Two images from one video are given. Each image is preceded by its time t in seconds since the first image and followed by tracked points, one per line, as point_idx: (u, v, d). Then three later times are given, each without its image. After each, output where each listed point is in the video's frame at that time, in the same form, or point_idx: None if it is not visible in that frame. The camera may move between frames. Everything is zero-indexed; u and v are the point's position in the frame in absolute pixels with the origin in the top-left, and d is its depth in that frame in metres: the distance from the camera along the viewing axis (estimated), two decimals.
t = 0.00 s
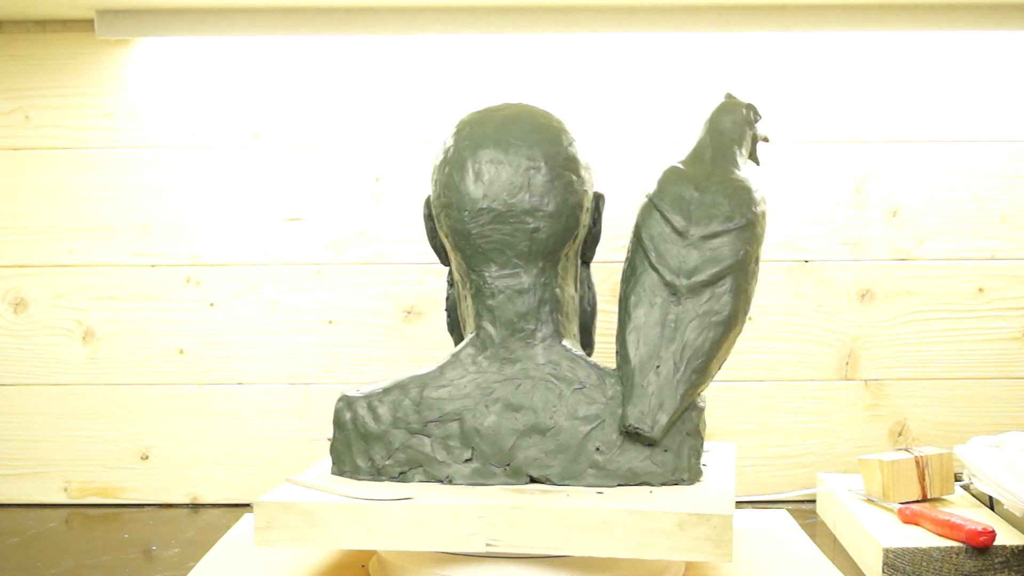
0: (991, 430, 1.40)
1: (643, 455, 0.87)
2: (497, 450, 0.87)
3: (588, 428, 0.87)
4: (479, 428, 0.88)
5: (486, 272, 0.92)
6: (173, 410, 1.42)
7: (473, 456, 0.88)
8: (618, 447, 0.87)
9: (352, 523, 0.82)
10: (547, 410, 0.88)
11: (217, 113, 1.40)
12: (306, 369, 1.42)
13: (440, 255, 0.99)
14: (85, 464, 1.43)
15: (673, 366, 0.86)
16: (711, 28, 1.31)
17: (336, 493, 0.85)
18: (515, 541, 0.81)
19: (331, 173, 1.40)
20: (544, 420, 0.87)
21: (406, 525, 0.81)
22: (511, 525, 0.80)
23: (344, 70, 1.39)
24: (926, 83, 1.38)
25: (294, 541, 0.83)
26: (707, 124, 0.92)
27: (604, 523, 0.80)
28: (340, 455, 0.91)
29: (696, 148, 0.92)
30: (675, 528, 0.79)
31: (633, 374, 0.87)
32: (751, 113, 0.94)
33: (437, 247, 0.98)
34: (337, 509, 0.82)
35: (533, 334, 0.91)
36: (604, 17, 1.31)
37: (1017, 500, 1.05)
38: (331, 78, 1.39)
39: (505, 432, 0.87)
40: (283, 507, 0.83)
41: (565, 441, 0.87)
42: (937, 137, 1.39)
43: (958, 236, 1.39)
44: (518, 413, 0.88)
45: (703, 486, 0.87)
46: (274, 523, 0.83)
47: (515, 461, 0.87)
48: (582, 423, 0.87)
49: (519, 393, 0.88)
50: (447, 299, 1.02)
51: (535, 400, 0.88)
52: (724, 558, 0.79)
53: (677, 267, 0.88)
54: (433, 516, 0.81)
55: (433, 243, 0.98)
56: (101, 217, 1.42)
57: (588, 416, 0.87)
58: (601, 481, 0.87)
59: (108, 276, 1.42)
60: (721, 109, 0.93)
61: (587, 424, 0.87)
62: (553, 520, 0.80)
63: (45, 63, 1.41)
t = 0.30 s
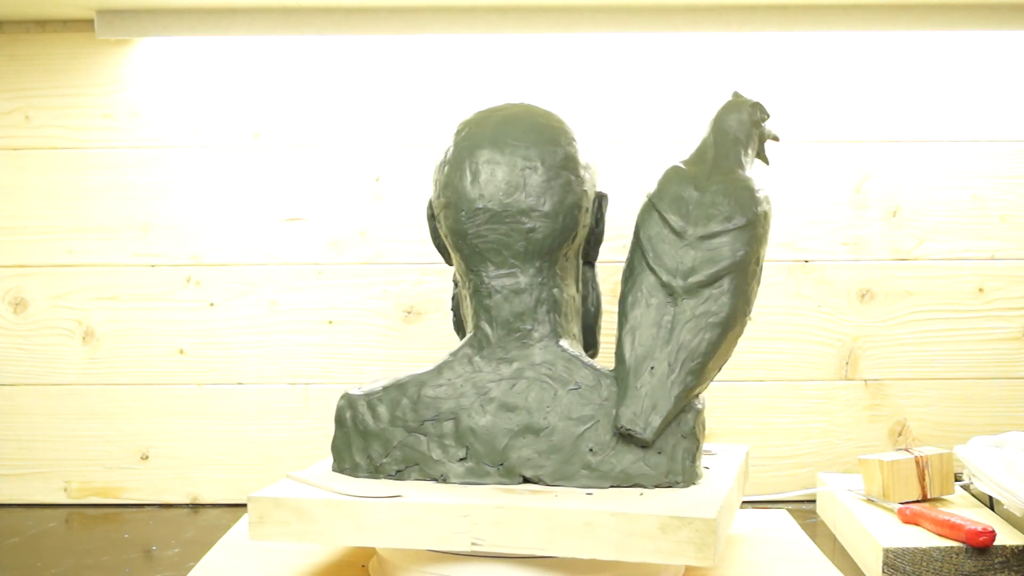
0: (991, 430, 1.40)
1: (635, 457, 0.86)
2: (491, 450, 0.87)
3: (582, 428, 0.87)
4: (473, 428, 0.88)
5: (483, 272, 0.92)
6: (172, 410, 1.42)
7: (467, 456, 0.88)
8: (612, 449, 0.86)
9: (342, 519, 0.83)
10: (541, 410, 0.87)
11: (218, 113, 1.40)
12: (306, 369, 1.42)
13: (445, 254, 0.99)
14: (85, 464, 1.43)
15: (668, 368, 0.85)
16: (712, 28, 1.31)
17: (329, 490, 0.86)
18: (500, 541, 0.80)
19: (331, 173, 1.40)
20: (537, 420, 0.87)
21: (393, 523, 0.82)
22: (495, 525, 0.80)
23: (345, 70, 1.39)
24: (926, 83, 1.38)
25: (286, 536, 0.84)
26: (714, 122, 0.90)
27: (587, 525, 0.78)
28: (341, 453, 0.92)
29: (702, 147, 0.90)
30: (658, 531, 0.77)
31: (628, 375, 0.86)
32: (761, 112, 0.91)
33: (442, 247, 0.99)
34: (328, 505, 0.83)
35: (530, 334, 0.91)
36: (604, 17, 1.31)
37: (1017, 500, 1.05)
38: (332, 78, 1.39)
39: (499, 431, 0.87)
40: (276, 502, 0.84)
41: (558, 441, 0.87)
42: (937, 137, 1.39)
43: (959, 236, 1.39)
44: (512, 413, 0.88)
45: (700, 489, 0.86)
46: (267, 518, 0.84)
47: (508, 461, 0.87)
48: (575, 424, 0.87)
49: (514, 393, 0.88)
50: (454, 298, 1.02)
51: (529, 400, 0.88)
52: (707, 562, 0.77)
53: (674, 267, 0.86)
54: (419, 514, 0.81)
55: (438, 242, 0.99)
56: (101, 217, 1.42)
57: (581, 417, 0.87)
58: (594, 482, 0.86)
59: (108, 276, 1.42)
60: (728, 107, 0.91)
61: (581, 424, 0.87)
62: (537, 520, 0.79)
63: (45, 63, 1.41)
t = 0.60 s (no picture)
0: (991, 430, 1.40)
1: (628, 458, 0.85)
2: (484, 450, 0.87)
3: (575, 429, 0.86)
4: (468, 427, 0.88)
5: (480, 272, 0.92)
6: (172, 410, 1.42)
7: (462, 455, 0.88)
8: (604, 450, 0.85)
9: (334, 516, 0.83)
10: (535, 410, 0.87)
11: (218, 113, 1.40)
12: (306, 369, 1.42)
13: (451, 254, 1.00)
14: (85, 464, 1.43)
15: (661, 369, 0.84)
16: (712, 28, 1.31)
17: (325, 487, 0.86)
18: (485, 540, 0.80)
19: (331, 173, 1.40)
20: (531, 420, 0.87)
21: (382, 520, 0.82)
22: (480, 524, 0.80)
23: (345, 70, 1.39)
24: (926, 83, 1.38)
25: (279, 531, 0.85)
26: (718, 122, 0.88)
27: (570, 526, 0.78)
28: (342, 450, 0.93)
29: (705, 147, 0.89)
30: (640, 533, 0.76)
31: (621, 377, 0.85)
32: (768, 112, 0.89)
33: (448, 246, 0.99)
34: (320, 501, 0.84)
35: (526, 334, 0.91)
36: (604, 17, 1.31)
37: (1017, 500, 1.05)
38: (332, 78, 1.39)
39: (494, 431, 0.87)
40: (269, 498, 0.84)
41: (552, 441, 0.86)
42: (937, 137, 1.39)
43: (958, 236, 1.39)
44: (507, 414, 0.88)
45: (698, 490, 0.85)
46: (261, 513, 0.85)
47: (502, 461, 0.87)
48: (569, 425, 0.86)
49: (509, 393, 0.88)
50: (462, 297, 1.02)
51: (524, 400, 0.88)
52: (690, 566, 0.75)
53: (670, 267, 0.85)
54: (407, 512, 0.81)
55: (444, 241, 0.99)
56: (100, 217, 1.42)
57: (576, 418, 0.86)
58: (586, 483, 0.85)
59: (109, 276, 1.42)
60: (733, 106, 0.89)
61: (574, 425, 0.86)
62: (521, 520, 0.79)
63: (45, 63, 1.41)
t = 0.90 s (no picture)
0: (991, 431, 1.40)
1: (619, 460, 0.85)
2: (479, 449, 0.88)
3: (568, 430, 0.86)
4: (463, 426, 0.89)
5: (477, 272, 0.92)
6: (172, 410, 1.42)
7: (457, 454, 0.89)
8: (597, 451, 0.85)
9: (327, 512, 0.84)
10: (529, 410, 0.88)
11: (217, 113, 1.40)
12: (306, 369, 1.42)
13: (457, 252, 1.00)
14: (85, 464, 1.43)
15: (653, 370, 0.83)
16: (712, 28, 1.31)
17: (322, 484, 0.88)
18: (470, 540, 0.80)
19: (331, 173, 1.40)
20: (525, 420, 0.87)
21: (372, 517, 0.83)
22: (466, 524, 0.80)
23: (346, 70, 1.39)
24: (926, 83, 1.38)
25: (276, 527, 0.86)
26: (722, 121, 0.87)
27: (552, 527, 0.78)
28: (345, 447, 0.94)
29: (708, 147, 0.88)
30: (621, 535, 0.75)
31: (614, 378, 0.85)
32: (775, 110, 0.88)
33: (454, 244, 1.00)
34: (314, 497, 0.85)
35: (523, 334, 0.91)
36: (604, 17, 1.31)
37: (1017, 500, 1.05)
38: (331, 78, 1.39)
39: (489, 431, 0.88)
40: (266, 493, 0.86)
41: (545, 441, 0.86)
42: (937, 137, 1.39)
43: (958, 236, 1.39)
44: (502, 414, 0.88)
45: (691, 493, 0.84)
46: (258, 508, 0.86)
47: (496, 460, 0.87)
48: (562, 425, 0.86)
49: (503, 393, 0.89)
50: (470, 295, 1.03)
51: (519, 400, 0.88)
52: (670, 570, 0.74)
53: (664, 268, 0.85)
54: (396, 510, 0.82)
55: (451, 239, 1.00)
56: (100, 217, 1.42)
57: (568, 418, 0.86)
58: (578, 484, 0.85)
59: (109, 276, 1.42)
60: (736, 104, 0.88)
61: (567, 426, 0.86)
62: (505, 520, 0.79)
63: (45, 63, 1.41)
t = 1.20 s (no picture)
0: (991, 430, 1.40)
1: (611, 461, 0.84)
2: (474, 449, 0.88)
3: (561, 430, 0.86)
4: (459, 426, 0.89)
5: (476, 272, 0.92)
6: (172, 410, 1.42)
7: (453, 453, 0.89)
8: (589, 452, 0.85)
9: (321, 509, 0.85)
10: (523, 410, 0.87)
11: (218, 113, 1.40)
12: (306, 369, 1.42)
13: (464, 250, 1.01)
14: (85, 464, 1.43)
15: (645, 372, 0.83)
16: (712, 27, 1.31)
17: (320, 481, 0.89)
18: (456, 539, 0.81)
19: (332, 173, 1.40)
20: (519, 420, 0.87)
21: (363, 515, 0.84)
22: (452, 523, 0.81)
23: (346, 70, 1.39)
24: (926, 83, 1.38)
25: (274, 522, 0.87)
26: (723, 121, 0.87)
27: (534, 527, 0.77)
28: (348, 444, 0.95)
29: (708, 147, 0.87)
30: (601, 537, 0.75)
31: (607, 379, 0.84)
32: (777, 109, 0.87)
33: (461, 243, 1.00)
34: (309, 494, 0.86)
35: (519, 334, 0.90)
36: (604, 17, 1.31)
37: (1017, 500, 1.05)
38: (331, 78, 1.39)
39: (484, 430, 0.88)
40: (264, 489, 0.87)
41: (538, 442, 0.86)
42: (937, 137, 1.39)
43: (958, 236, 1.39)
44: (497, 414, 0.88)
45: (683, 496, 0.83)
46: (258, 503, 0.88)
47: (490, 460, 0.88)
48: (555, 426, 0.86)
49: (499, 393, 0.89)
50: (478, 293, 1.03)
51: (514, 400, 0.88)
52: (648, 572, 0.73)
53: (658, 268, 0.84)
54: (386, 508, 0.83)
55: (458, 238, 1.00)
56: (99, 217, 1.42)
57: (561, 419, 0.86)
58: (569, 485, 0.85)
59: (109, 276, 1.42)
60: (738, 104, 0.87)
61: (560, 426, 0.86)
62: (489, 520, 0.79)
63: (45, 63, 1.41)
